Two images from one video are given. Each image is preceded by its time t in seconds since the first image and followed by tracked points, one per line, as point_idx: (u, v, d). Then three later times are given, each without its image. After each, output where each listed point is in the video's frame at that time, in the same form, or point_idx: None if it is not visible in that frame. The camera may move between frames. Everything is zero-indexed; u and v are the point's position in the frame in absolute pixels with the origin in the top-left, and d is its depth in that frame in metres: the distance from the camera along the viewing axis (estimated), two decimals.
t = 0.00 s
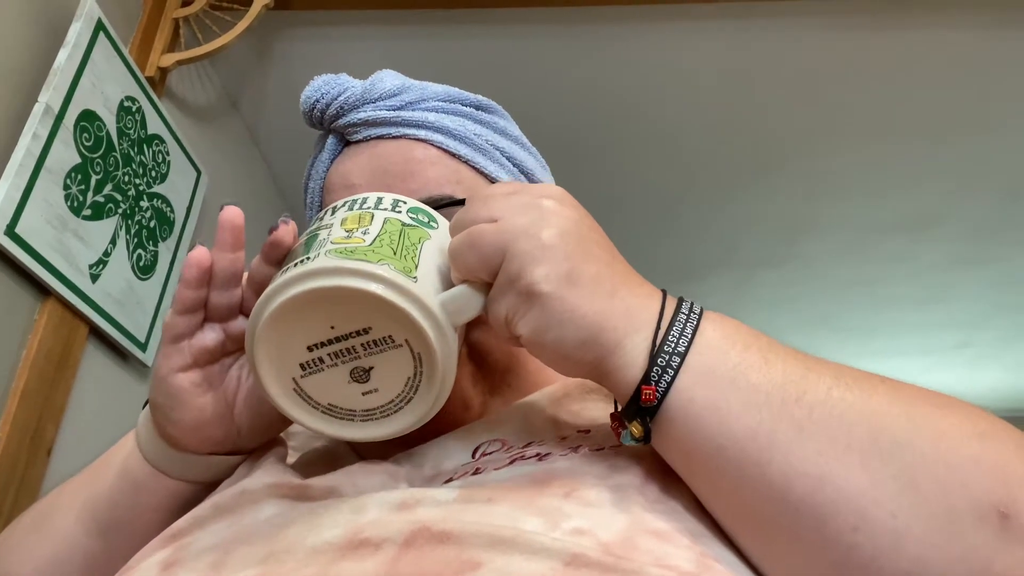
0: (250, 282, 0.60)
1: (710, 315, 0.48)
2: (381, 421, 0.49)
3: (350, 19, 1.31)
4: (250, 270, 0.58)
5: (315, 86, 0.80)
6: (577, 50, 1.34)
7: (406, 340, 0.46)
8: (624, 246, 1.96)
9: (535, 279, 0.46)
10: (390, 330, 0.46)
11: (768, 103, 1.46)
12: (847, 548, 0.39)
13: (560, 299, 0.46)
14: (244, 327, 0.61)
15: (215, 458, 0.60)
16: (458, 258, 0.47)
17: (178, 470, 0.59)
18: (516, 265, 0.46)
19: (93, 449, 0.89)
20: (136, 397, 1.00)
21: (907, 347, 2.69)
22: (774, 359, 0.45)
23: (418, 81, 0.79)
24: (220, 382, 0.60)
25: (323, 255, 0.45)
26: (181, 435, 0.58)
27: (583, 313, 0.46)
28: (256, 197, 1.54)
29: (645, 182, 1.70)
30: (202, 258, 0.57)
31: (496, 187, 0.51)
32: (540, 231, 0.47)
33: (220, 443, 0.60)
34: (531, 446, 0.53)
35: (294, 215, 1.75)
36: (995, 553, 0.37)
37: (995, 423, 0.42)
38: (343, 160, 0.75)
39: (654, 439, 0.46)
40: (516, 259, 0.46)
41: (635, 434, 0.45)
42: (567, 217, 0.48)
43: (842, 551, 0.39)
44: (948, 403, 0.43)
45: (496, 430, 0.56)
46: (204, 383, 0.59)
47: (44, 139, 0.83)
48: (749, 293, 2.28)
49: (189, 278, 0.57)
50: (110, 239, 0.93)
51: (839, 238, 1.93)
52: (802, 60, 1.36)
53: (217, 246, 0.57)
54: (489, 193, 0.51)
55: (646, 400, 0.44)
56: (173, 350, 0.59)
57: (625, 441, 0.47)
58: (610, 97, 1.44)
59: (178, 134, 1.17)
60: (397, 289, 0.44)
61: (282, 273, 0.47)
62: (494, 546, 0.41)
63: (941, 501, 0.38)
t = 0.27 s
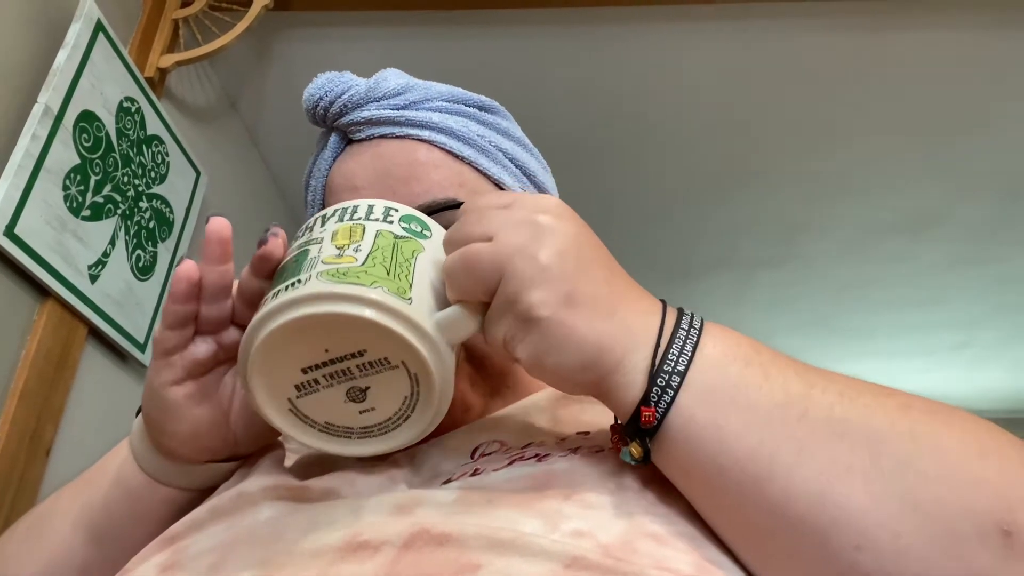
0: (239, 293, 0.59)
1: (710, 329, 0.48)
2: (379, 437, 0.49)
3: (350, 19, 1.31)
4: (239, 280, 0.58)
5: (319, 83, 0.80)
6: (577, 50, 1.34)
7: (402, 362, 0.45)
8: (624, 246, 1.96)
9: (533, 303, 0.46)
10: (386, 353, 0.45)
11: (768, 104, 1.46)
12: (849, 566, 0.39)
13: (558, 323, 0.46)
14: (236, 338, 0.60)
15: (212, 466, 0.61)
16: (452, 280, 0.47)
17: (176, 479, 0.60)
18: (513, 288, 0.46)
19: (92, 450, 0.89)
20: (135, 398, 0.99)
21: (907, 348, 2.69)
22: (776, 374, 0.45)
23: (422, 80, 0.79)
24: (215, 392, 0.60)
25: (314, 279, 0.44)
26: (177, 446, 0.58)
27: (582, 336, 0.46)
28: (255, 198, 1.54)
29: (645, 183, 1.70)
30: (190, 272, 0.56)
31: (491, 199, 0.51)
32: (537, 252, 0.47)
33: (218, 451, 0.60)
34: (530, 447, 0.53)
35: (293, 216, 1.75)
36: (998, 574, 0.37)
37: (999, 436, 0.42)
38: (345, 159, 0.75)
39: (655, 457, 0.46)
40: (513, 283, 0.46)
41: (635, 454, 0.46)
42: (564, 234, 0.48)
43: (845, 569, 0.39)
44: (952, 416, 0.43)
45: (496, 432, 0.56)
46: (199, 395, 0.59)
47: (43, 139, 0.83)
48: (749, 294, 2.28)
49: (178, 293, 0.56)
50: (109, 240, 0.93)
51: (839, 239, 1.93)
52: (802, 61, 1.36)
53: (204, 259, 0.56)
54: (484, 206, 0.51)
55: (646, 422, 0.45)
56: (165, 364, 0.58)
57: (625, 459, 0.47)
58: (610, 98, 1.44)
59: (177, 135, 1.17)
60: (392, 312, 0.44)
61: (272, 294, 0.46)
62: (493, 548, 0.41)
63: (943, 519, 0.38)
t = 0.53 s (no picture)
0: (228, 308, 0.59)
1: (712, 347, 0.48)
2: (382, 456, 0.49)
3: (350, 20, 1.31)
4: (228, 297, 0.58)
5: (322, 84, 0.79)
6: (576, 51, 1.34)
7: (402, 394, 0.45)
8: (623, 247, 1.95)
9: (534, 339, 0.46)
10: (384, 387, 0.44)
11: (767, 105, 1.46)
12: None
13: (560, 357, 0.46)
14: (228, 352, 0.60)
15: (209, 473, 0.61)
16: (450, 312, 0.46)
17: (172, 488, 0.60)
18: (513, 323, 0.46)
19: (91, 452, 0.89)
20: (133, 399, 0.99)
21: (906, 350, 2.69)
22: (779, 393, 0.46)
23: (426, 82, 0.79)
24: (209, 403, 0.60)
25: (307, 316, 0.43)
26: (172, 459, 0.58)
27: (584, 369, 0.46)
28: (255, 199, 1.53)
29: (645, 184, 1.70)
30: (177, 292, 0.56)
31: (486, 220, 0.50)
32: (535, 284, 0.46)
33: (213, 460, 0.60)
34: (530, 447, 0.53)
35: (293, 217, 1.75)
36: None
37: (1004, 452, 0.42)
38: (349, 161, 0.74)
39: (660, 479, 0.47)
40: (512, 318, 0.46)
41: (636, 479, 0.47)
42: (563, 262, 0.47)
43: None
44: (957, 432, 0.43)
45: (496, 433, 0.56)
46: (192, 408, 0.59)
47: (43, 140, 0.83)
48: (748, 296, 2.28)
49: (165, 313, 0.56)
50: (109, 241, 0.93)
51: (839, 240, 1.93)
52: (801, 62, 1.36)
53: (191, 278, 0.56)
54: (479, 230, 0.49)
55: (647, 450, 0.45)
56: (156, 380, 0.58)
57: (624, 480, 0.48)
58: (609, 99, 1.44)
59: (177, 136, 1.17)
60: (389, 348, 0.43)
61: (265, 330, 0.45)
62: (494, 549, 0.41)
63: (941, 536, 0.39)
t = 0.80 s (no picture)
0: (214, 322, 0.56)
1: (711, 367, 0.45)
2: (377, 474, 0.47)
3: (350, 22, 1.31)
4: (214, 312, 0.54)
5: (338, 80, 0.78)
6: (576, 52, 1.34)
7: (395, 425, 0.42)
8: (622, 248, 1.95)
9: (527, 374, 0.43)
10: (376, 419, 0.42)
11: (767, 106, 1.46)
12: None
13: (555, 393, 0.43)
14: (215, 364, 0.58)
15: (202, 480, 0.60)
16: (439, 347, 0.43)
17: (165, 497, 0.59)
18: (506, 358, 0.43)
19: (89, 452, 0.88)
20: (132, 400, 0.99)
21: (906, 352, 2.69)
22: (781, 416, 0.43)
23: (441, 81, 0.79)
24: (199, 413, 0.58)
25: (291, 352, 0.40)
26: (164, 469, 0.57)
27: (581, 403, 0.43)
28: (254, 200, 1.53)
29: (645, 185, 1.70)
30: (160, 309, 0.52)
31: (476, 241, 0.46)
32: (527, 315, 0.43)
33: (207, 468, 0.59)
34: (531, 448, 0.53)
35: (292, 218, 1.75)
36: None
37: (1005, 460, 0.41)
38: (366, 158, 0.74)
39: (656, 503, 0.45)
40: (504, 352, 0.43)
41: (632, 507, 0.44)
42: (556, 290, 0.44)
43: None
44: (957, 440, 0.41)
45: (499, 433, 0.56)
46: (182, 418, 0.57)
47: (42, 140, 0.83)
48: (748, 297, 2.28)
49: (147, 331, 0.53)
50: (108, 241, 0.93)
51: (839, 242, 1.93)
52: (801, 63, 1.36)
53: (174, 295, 0.52)
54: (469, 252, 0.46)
55: (644, 480, 0.43)
56: (142, 396, 0.55)
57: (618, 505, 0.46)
58: (610, 100, 1.44)
59: (176, 137, 1.17)
60: (379, 384, 0.40)
61: (248, 361, 0.43)
62: (494, 550, 0.41)
63: (946, 554, 0.37)
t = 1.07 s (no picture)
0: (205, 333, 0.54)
1: (710, 380, 0.45)
2: (371, 489, 0.47)
3: (350, 22, 1.30)
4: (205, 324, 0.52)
5: (354, 73, 0.78)
6: (576, 52, 1.34)
7: (390, 445, 0.42)
8: (622, 248, 1.95)
9: (524, 395, 0.43)
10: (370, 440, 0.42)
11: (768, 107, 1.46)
12: None
13: (553, 413, 0.43)
14: (206, 376, 0.56)
15: (197, 487, 0.59)
16: (435, 365, 0.43)
17: (159, 504, 0.58)
18: (502, 379, 0.43)
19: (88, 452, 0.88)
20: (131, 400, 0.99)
21: (905, 352, 2.68)
22: (781, 429, 0.43)
23: (455, 79, 0.79)
24: (192, 423, 0.57)
25: (285, 374, 0.40)
26: (158, 478, 0.56)
27: (578, 421, 0.43)
28: (253, 200, 1.53)
29: (645, 186, 1.69)
30: (148, 324, 0.51)
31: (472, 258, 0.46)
32: (524, 335, 0.43)
33: (202, 475, 0.59)
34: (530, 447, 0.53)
35: (291, 218, 1.74)
36: None
37: (1009, 470, 0.41)
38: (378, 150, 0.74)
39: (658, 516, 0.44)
40: (501, 372, 0.43)
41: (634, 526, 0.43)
42: (552, 308, 0.43)
43: None
44: (959, 451, 0.41)
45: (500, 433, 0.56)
46: (175, 429, 0.56)
47: (41, 141, 0.82)
48: (747, 298, 2.27)
49: (136, 346, 0.51)
50: (107, 242, 0.93)
51: (838, 242, 1.93)
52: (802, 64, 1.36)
53: (163, 309, 0.50)
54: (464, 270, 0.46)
55: (646, 499, 0.43)
56: (133, 409, 0.54)
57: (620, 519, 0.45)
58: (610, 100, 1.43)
59: (175, 137, 1.16)
60: (374, 405, 0.40)
61: (241, 381, 0.42)
62: (495, 551, 0.41)
63: (951, 566, 0.37)
